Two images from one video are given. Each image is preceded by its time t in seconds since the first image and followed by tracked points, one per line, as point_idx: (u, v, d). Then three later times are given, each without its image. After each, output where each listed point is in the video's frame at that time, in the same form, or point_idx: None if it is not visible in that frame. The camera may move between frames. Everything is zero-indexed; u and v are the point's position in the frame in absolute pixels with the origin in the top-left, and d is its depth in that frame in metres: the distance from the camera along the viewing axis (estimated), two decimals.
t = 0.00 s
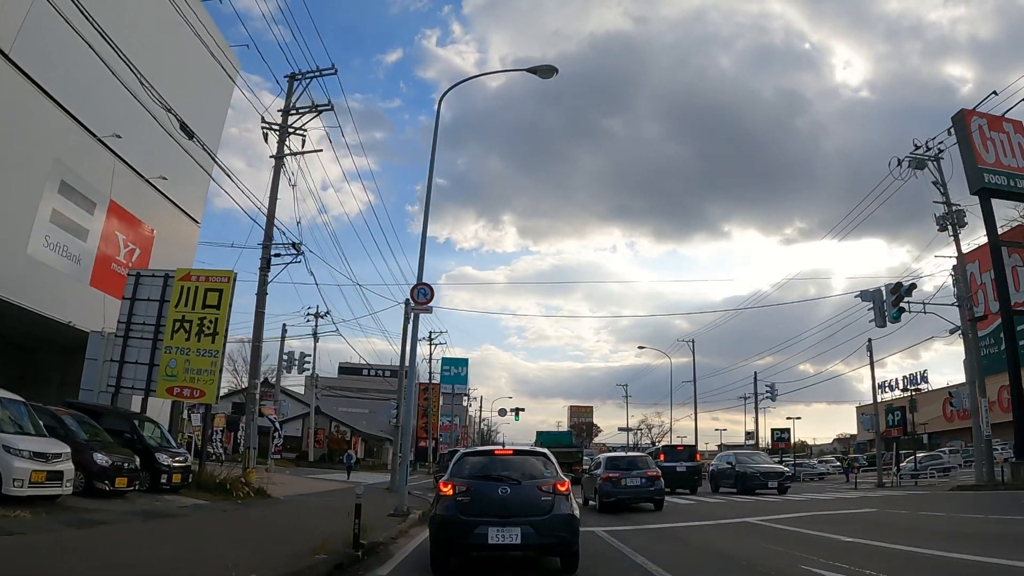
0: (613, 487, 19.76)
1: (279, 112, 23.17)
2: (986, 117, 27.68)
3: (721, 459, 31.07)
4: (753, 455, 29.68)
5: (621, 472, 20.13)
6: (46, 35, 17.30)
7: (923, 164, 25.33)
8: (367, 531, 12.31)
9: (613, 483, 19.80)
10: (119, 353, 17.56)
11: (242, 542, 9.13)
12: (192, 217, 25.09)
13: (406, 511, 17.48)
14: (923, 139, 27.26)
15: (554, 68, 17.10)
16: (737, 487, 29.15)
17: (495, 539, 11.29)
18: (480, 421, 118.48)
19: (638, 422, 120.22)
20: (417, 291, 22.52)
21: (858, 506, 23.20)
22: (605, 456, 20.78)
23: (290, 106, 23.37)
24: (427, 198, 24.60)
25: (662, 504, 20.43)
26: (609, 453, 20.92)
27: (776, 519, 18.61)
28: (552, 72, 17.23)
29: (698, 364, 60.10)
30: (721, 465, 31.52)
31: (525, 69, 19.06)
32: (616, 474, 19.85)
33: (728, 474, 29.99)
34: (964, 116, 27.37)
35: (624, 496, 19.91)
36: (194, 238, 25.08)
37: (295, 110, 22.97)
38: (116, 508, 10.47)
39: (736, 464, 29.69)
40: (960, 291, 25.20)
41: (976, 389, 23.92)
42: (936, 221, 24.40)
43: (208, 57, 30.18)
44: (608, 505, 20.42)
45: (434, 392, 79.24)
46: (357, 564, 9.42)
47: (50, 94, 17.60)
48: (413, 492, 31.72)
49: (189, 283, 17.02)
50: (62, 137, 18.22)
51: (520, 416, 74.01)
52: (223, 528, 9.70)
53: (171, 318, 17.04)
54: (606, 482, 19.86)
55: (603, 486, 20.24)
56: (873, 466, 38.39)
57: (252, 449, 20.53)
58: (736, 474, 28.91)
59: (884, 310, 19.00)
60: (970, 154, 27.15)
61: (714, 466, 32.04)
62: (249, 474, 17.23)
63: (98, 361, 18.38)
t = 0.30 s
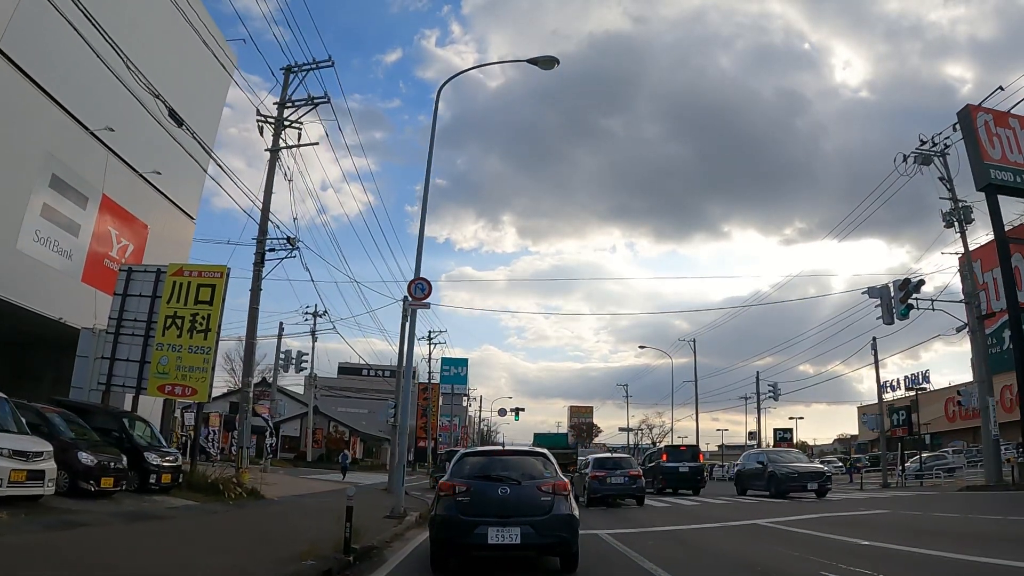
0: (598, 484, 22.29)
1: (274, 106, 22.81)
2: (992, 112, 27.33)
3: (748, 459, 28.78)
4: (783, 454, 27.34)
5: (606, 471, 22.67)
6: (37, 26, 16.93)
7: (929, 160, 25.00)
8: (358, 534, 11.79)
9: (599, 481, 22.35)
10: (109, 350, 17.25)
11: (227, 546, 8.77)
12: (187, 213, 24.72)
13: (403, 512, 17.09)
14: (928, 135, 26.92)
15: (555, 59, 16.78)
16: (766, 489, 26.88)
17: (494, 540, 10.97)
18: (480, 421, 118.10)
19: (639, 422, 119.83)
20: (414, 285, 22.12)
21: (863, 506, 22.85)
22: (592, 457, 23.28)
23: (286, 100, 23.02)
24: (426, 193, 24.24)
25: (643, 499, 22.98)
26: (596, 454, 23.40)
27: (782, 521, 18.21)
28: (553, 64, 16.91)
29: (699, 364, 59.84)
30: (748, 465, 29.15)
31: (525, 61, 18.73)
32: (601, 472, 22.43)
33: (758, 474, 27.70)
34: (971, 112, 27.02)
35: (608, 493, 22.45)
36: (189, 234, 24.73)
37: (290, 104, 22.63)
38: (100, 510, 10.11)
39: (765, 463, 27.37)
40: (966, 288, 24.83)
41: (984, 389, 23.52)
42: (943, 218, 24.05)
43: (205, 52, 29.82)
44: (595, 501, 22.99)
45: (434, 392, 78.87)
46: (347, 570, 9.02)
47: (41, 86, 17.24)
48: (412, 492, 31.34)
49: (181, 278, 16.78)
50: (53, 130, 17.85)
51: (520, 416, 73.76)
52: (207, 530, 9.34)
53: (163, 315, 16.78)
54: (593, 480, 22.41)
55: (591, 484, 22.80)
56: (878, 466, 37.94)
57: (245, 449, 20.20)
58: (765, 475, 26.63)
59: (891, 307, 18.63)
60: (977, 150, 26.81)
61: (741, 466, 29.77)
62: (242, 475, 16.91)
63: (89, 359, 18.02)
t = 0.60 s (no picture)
0: (588, 482, 25.93)
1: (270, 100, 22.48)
2: (998, 108, 26.98)
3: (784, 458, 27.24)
4: (827, 453, 25.93)
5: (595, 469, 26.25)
6: (29, 16, 16.60)
7: (935, 156, 24.68)
8: (349, 536, 11.29)
9: (588, 479, 26.00)
10: (100, 347, 16.92)
11: (212, 549, 8.46)
12: (182, 209, 24.40)
13: (400, 513, 16.72)
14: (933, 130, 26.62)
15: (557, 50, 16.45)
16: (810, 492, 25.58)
17: (495, 540, 10.72)
18: (479, 421, 117.80)
19: (639, 422, 119.56)
20: (412, 280, 21.75)
21: (869, 506, 22.45)
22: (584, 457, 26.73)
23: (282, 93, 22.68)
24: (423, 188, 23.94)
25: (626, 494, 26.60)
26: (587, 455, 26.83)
27: (789, 522, 17.77)
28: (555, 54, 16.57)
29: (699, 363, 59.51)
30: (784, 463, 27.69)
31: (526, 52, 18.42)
32: (590, 471, 26.00)
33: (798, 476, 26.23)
34: (976, 108, 26.69)
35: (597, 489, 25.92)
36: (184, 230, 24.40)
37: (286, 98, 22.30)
38: (84, 511, 9.84)
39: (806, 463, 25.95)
40: (974, 285, 24.47)
41: (992, 388, 23.15)
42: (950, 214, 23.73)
43: (201, 46, 29.47)
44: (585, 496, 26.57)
45: (433, 392, 78.57)
46: None
47: (33, 78, 16.91)
48: (410, 493, 30.95)
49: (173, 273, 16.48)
50: (45, 122, 17.51)
51: (520, 416, 73.48)
52: (194, 533, 9.04)
53: (155, 310, 16.48)
54: (583, 478, 26.02)
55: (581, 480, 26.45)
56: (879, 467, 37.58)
57: (238, 447, 19.87)
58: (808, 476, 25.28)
59: (900, 304, 18.21)
60: (983, 146, 26.49)
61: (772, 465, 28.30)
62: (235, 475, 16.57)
63: (80, 356, 17.68)
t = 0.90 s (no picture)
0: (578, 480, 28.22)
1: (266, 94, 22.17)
2: (1004, 104, 26.60)
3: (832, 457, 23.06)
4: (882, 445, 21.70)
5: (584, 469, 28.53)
6: (19, 5, 16.27)
7: (941, 151, 24.37)
8: (340, 539, 10.73)
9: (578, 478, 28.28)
10: (91, 343, 16.66)
11: (198, 551, 8.16)
12: (176, 204, 24.09)
13: (397, 514, 16.37)
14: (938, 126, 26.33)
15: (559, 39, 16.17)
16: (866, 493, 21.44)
17: (494, 538, 10.78)
18: (479, 421, 117.53)
19: (639, 423, 119.27)
20: (410, 275, 21.38)
21: (875, 507, 22.12)
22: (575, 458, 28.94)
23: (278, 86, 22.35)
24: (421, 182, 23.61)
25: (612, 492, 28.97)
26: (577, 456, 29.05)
27: (797, 524, 17.35)
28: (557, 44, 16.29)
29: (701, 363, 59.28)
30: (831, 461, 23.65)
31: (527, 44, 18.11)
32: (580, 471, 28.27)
33: (852, 476, 22.00)
34: (982, 103, 26.35)
35: (586, 486, 28.28)
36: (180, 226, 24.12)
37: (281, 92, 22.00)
38: (66, 512, 9.61)
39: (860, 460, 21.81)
40: (981, 283, 24.15)
41: (1000, 387, 22.82)
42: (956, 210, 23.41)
43: (199, 41, 29.13)
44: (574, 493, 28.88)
45: (433, 391, 78.26)
46: None
47: (24, 70, 16.59)
48: (409, 493, 30.58)
49: (165, 268, 16.18)
50: (36, 115, 17.18)
51: (520, 417, 73.25)
52: (180, 535, 8.79)
53: (146, 306, 16.22)
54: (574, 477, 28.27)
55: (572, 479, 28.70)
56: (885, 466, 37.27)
57: (231, 446, 19.63)
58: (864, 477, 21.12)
59: (907, 301, 17.97)
60: (989, 143, 26.19)
61: (817, 466, 24.24)
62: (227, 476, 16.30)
63: (70, 353, 17.32)
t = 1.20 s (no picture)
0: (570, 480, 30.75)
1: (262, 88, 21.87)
2: (1010, 100, 26.03)
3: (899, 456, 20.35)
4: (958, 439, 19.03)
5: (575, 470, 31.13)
6: None
7: (947, 148, 24.03)
8: (331, 544, 10.24)
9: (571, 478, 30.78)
10: (81, 341, 16.52)
11: (182, 555, 7.83)
12: (173, 201, 23.79)
13: (393, 517, 16.00)
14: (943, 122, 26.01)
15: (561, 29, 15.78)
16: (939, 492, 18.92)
17: (494, 539, 10.50)
18: (479, 422, 117.22)
19: (639, 423, 118.99)
20: (406, 270, 21.00)
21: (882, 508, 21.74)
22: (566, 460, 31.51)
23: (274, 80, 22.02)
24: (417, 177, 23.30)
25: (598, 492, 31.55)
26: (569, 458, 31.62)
27: (806, 527, 16.90)
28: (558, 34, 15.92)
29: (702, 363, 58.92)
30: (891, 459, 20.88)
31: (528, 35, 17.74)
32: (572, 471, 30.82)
33: (929, 477, 19.20)
34: (987, 99, 25.95)
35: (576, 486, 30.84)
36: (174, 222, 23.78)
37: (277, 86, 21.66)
38: (47, 515, 9.27)
39: (936, 458, 18.93)
40: (988, 280, 23.83)
41: (1009, 387, 22.50)
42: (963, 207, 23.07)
43: (198, 37, 28.79)
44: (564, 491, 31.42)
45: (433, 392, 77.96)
46: None
47: (15, 61, 16.24)
48: (408, 494, 30.26)
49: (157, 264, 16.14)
50: (27, 107, 16.82)
51: (520, 417, 73.06)
52: (166, 540, 8.51)
53: (138, 302, 16.17)
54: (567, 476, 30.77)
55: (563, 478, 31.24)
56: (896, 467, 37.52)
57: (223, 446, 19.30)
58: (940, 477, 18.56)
59: (915, 298, 17.65)
60: (995, 139, 25.83)
61: (876, 464, 21.40)
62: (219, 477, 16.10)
63: (61, 351, 17.03)
